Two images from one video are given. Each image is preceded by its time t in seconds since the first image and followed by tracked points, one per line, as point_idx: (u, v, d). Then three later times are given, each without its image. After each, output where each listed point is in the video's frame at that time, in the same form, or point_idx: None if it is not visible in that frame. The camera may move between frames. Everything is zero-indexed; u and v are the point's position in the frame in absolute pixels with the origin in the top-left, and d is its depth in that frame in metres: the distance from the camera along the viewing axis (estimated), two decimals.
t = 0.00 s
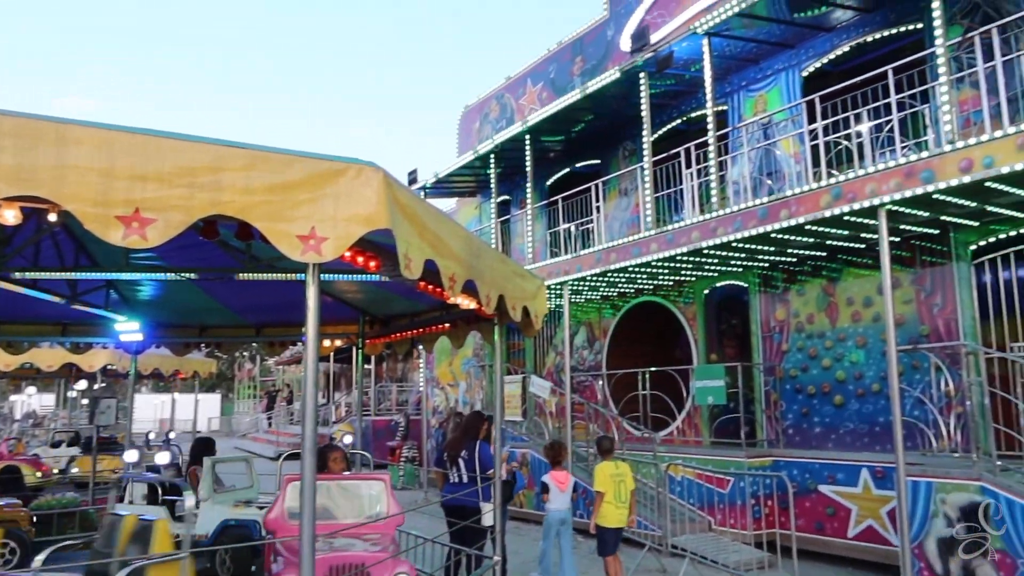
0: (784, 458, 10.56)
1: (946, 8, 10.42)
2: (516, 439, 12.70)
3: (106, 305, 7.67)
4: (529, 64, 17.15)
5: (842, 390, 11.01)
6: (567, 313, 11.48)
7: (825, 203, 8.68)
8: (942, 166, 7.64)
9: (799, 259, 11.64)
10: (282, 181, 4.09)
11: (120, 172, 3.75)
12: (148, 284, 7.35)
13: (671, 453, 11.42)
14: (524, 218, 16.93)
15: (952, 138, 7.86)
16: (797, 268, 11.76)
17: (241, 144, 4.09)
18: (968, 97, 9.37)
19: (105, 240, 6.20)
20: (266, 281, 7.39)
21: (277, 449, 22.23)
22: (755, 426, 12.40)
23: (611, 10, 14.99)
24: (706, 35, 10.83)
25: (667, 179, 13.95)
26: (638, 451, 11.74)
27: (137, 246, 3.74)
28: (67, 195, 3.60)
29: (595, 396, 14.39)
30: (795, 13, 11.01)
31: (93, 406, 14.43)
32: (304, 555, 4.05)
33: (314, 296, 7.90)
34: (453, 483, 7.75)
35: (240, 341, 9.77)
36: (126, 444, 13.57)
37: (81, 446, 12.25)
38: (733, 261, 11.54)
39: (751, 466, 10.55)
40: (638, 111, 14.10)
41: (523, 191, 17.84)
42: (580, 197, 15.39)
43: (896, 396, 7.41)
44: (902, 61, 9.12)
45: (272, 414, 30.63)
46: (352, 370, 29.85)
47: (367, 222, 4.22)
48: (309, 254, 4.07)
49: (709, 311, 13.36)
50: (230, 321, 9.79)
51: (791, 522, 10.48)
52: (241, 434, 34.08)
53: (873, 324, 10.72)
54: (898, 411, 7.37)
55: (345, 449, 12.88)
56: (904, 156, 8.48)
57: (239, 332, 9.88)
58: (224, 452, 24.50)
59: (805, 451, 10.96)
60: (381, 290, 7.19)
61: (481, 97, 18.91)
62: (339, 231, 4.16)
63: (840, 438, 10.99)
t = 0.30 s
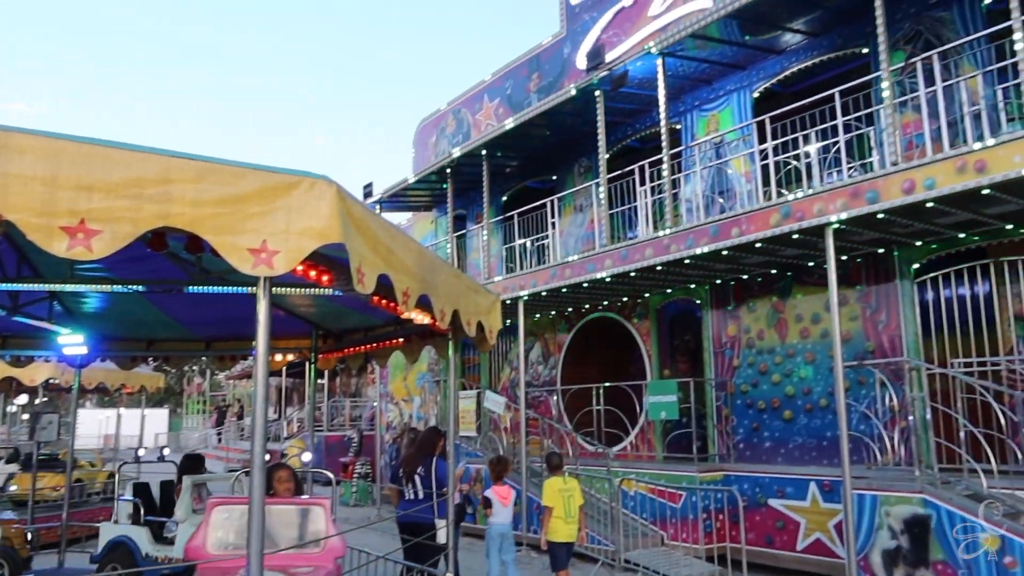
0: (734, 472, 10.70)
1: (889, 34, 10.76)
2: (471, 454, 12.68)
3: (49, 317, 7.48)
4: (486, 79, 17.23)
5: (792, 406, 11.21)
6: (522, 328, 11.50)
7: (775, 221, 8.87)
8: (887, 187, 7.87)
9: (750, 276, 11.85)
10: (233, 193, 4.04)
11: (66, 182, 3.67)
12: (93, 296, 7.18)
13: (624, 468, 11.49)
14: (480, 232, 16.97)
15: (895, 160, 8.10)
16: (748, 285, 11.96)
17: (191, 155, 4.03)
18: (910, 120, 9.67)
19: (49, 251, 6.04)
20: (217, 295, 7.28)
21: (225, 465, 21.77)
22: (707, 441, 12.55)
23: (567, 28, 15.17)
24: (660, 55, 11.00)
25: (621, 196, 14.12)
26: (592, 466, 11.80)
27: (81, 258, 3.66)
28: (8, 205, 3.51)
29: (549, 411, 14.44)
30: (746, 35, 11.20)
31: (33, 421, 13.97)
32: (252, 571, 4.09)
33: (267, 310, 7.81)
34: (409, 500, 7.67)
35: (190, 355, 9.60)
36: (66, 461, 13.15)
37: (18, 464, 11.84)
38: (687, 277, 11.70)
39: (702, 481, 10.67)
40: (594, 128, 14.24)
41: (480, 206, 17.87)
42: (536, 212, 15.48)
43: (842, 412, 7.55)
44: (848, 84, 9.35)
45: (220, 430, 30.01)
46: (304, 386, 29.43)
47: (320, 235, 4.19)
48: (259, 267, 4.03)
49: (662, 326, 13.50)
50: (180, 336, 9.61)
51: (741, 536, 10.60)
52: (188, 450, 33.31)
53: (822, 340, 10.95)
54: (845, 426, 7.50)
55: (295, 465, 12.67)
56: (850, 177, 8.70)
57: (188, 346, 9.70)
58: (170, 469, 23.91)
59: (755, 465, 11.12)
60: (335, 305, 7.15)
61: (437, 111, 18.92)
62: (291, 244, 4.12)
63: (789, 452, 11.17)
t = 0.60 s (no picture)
0: (689, 488, 10.79)
1: (838, 59, 11.08)
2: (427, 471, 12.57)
3: None
4: (446, 95, 17.28)
5: (745, 421, 11.36)
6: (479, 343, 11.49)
7: (728, 240, 9.02)
8: (836, 208, 8.06)
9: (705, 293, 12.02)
10: (184, 205, 3.98)
11: (9, 193, 3.58)
12: (39, 309, 6.99)
13: (581, 484, 11.53)
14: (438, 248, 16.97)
15: (844, 182, 8.31)
16: (702, 302, 12.12)
17: (141, 167, 3.96)
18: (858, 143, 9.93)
19: None
20: (169, 309, 7.15)
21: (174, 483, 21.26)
22: (662, 457, 12.67)
23: (527, 47, 15.32)
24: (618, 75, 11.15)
25: (579, 213, 14.26)
26: (548, 482, 11.81)
27: (26, 270, 3.57)
28: None
29: (506, 427, 14.42)
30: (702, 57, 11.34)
31: None
32: None
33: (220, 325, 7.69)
34: (364, 518, 7.57)
35: (139, 370, 9.39)
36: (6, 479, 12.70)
37: None
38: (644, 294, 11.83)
39: (657, 497, 10.74)
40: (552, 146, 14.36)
41: (438, 221, 17.86)
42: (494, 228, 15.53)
43: (794, 427, 7.66)
44: (799, 107, 9.57)
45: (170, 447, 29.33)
46: (258, 401, 28.95)
47: (273, 249, 4.13)
48: (211, 281, 3.98)
49: (619, 343, 13.61)
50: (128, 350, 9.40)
51: (695, 551, 10.67)
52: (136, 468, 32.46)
53: (774, 357, 11.13)
54: (796, 442, 7.60)
55: (247, 482, 12.44)
56: (802, 197, 8.90)
57: (137, 361, 9.49)
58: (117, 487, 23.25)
59: (710, 480, 11.19)
60: (289, 320, 7.08)
61: (397, 126, 18.91)
62: (243, 258, 4.07)
63: (743, 468, 11.31)
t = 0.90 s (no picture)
0: (647, 506, 10.85)
1: (794, 85, 11.35)
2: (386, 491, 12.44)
3: None
4: (409, 112, 17.30)
5: (702, 439, 11.47)
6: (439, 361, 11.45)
7: (686, 260, 9.14)
8: (791, 230, 8.23)
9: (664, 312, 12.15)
10: (138, 220, 3.92)
11: None
12: None
13: (540, 503, 11.54)
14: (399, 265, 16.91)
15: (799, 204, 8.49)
16: (661, 321, 12.24)
17: (94, 181, 3.89)
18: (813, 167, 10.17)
19: None
20: (123, 325, 7.03)
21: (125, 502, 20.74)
22: (620, 475, 12.71)
23: (490, 66, 15.42)
24: (579, 96, 11.28)
25: (540, 231, 14.35)
26: (508, 501, 11.79)
27: None
28: None
29: (465, 446, 14.37)
30: (661, 79, 11.49)
31: None
32: None
33: (175, 342, 7.56)
34: (319, 539, 7.49)
35: (90, 387, 9.18)
36: None
37: None
38: (604, 312, 11.92)
39: (616, 515, 10.77)
40: (514, 165, 14.44)
41: (399, 238, 17.82)
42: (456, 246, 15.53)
43: (750, 445, 7.72)
44: (755, 131, 9.77)
45: (120, 466, 28.59)
46: (212, 419, 28.41)
47: (228, 265, 4.09)
48: (164, 297, 3.91)
49: (579, 361, 13.68)
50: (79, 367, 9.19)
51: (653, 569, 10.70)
52: (85, 487, 31.58)
53: (731, 375, 11.27)
54: (751, 459, 7.67)
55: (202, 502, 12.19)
56: (758, 218, 9.07)
57: (88, 378, 9.28)
58: (64, 507, 22.60)
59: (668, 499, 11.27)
60: (247, 337, 6.99)
61: (358, 142, 18.86)
62: (198, 274, 4.02)
63: (700, 486, 11.40)
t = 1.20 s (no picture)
0: (609, 528, 10.86)
1: (754, 111, 11.58)
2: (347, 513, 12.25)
3: None
4: (374, 131, 17.29)
5: (664, 461, 11.52)
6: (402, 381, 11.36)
7: (649, 281, 9.22)
8: (751, 253, 8.36)
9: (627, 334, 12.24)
10: (95, 238, 3.85)
11: None
12: None
13: (502, 525, 11.50)
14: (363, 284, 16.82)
15: (759, 228, 8.63)
16: (624, 342, 12.32)
17: (49, 197, 3.80)
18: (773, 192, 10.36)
19: None
20: (78, 343, 6.88)
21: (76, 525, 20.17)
22: (583, 497, 12.69)
23: (456, 87, 15.49)
24: (545, 118, 11.36)
25: (504, 252, 14.40)
26: (470, 523, 11.71)
27: None
28: None
29: (428, 467, 14.27)
30: (625, 104, 11.63)
31: None
32: None
33: (131, 361, 7.41)
34: (275, 561, 7.44)
35: (41, 407, 8.94)
36: None
37: None
38: (568, 333, 11.96)
39: (578, 537, 10.76)
40: (479, 186, 14.49)
41: (363, 257, 17.73)
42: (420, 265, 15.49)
43: (711, 467, 7.76)
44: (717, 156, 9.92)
45: (71, 488, 27.84)
46: (169, 440, 27.84)
47: (187, 284, 4.04)
48: (121, 316, 3.85)
49: (543, 382, 13.70)
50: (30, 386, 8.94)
51: None
52: (32, 510, 30.67)
53: (693, 397, 11.35)
54: (712, 481, 7.71)
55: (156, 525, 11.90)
56: (719, 241, 9.19)
57: (40, 398, 9.03)
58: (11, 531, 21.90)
59: (630, 520, 11.29)
60: (206, 357, 6.88)
61: (323, 160, 18.77)
62: (156, 293, 3.96)
63: (662, 507, 11.44)
